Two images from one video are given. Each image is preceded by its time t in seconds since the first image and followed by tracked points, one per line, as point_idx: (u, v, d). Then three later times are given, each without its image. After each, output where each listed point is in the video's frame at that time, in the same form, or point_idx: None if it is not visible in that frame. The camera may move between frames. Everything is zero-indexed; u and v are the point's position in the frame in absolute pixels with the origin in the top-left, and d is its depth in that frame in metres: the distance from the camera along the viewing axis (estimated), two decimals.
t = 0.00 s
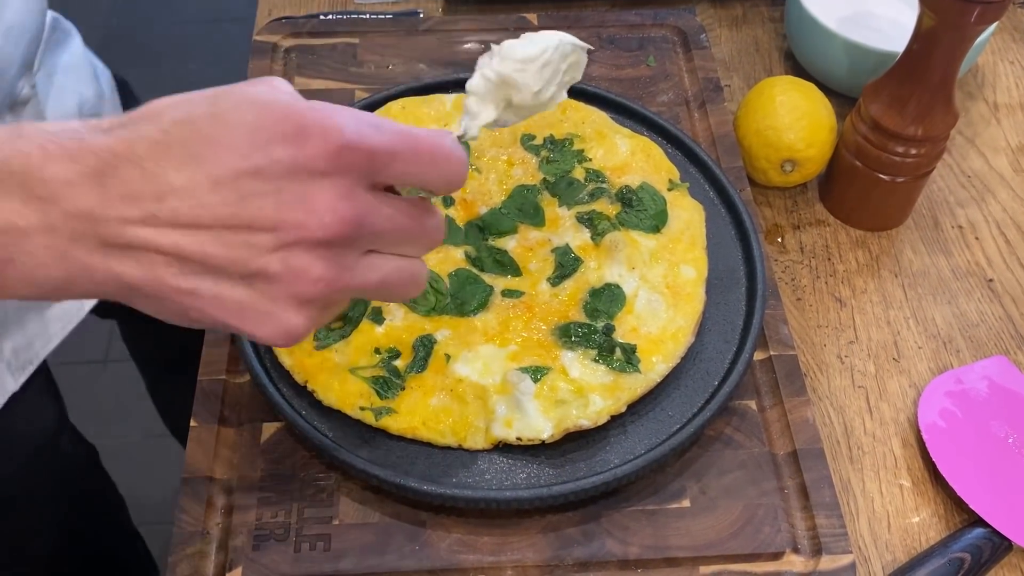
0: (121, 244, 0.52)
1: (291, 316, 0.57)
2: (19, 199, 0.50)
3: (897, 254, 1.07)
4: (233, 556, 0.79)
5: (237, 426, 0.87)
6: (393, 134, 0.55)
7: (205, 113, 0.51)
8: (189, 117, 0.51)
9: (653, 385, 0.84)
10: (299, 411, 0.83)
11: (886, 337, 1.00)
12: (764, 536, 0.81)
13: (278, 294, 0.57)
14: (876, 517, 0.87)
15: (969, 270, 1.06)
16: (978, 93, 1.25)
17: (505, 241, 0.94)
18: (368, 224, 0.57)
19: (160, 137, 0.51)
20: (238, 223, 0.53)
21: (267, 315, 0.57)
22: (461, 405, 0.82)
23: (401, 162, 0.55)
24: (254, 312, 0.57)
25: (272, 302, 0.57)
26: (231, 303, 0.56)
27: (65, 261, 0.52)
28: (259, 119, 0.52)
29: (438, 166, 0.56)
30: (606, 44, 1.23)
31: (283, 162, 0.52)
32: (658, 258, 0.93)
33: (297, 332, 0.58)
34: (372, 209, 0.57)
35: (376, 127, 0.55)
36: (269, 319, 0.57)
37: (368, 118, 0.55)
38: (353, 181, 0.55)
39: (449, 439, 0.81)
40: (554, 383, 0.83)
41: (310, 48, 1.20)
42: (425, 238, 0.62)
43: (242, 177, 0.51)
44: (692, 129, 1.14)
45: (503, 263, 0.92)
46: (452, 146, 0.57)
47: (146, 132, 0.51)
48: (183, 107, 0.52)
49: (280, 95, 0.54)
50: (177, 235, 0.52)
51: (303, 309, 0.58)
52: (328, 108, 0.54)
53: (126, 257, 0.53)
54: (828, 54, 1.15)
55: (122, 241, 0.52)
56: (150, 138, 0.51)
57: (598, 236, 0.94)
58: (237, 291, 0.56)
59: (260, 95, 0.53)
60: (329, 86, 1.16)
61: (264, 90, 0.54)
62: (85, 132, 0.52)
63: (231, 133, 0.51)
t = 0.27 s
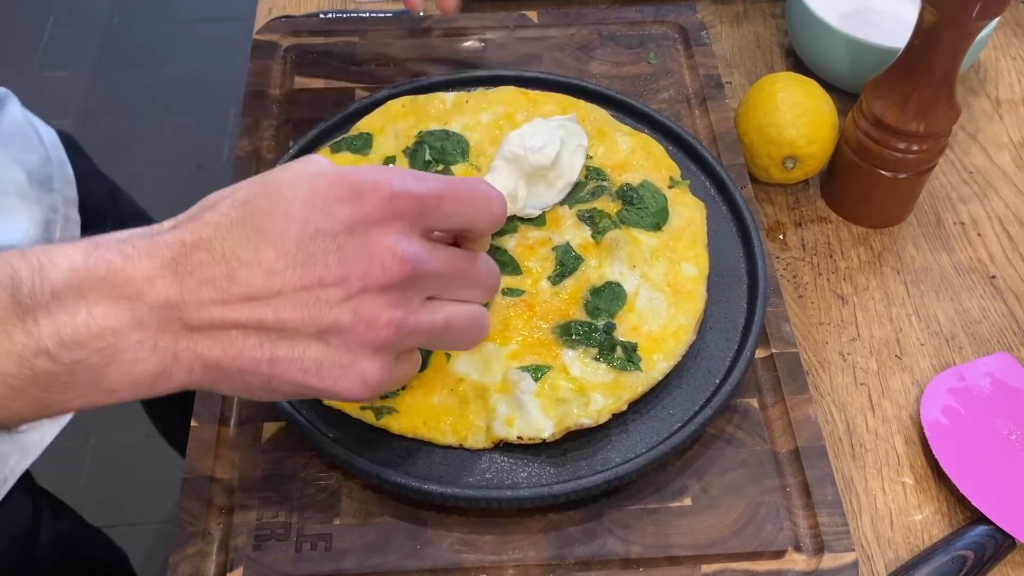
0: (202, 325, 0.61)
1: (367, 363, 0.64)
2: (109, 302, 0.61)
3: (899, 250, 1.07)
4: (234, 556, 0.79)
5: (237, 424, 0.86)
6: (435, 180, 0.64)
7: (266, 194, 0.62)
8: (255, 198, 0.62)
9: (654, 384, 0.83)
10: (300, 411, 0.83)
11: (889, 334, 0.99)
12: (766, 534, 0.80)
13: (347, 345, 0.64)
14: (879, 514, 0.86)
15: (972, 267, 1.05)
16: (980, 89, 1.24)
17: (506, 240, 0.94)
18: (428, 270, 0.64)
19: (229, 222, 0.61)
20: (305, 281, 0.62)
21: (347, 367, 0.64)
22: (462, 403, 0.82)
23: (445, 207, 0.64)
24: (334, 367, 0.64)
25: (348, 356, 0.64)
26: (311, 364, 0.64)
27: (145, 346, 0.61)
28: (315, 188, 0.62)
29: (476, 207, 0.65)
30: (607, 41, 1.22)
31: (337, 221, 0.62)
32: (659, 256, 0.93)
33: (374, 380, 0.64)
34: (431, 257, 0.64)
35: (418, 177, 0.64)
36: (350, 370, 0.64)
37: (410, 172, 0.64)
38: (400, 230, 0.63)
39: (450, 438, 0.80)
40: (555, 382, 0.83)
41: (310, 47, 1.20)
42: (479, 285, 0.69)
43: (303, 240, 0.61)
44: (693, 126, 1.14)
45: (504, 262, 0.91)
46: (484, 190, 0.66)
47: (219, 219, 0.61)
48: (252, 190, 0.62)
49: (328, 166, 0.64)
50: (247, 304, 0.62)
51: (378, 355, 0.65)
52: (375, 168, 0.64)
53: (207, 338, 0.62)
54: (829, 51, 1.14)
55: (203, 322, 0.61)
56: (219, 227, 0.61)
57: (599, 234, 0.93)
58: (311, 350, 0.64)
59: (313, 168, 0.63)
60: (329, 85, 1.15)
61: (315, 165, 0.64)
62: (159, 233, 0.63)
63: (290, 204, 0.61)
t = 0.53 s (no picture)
0: (176, 345, 0.60)
1: (349, 376, 0.61)
2: (80, 327, 0.60)
3: (903, 248, 1.07)
4: (238, 557, 0.79)
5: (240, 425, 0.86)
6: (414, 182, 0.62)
7: (243, 212, 0.62)
8: (232, 216, 0.62)
9: (658, 382, 0.83)
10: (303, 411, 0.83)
11: (893, 331, 0.99)
12: (770, 532, 0.80)
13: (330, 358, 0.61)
14: (884, 513, 0.86)
15: (976, 264, 1.05)
16: (984, 85, 1.24)
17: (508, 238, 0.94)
18: (411, 270, 0.61)
19: (202, 240, 0.61)
20: (277, 289, 0.60)
21: (327, 381, 0.61)
22: (465, 403, 0.82)
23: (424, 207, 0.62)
24: (313, 382, 0.61)
25: (328, 369, 0.61)
26: (290, 380, 0.61)
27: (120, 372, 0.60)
28: (289, 198, 0.62)
29: (457, 206, 0.62)
30: (609, 39, 1.22)
31: (309, 226, 0.61)
32: (662, 254, 0.92)
33: (359, 395, 0.61)
34: (414, 257, 0.62)
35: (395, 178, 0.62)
36: (329, 385, 0.61)
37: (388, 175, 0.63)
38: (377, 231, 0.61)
39: (453, 437, 0.80)
40: (558, 380, 0.83)
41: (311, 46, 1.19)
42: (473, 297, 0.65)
43: (274, 247, 0.61)
44: (696, 123, 1.13)
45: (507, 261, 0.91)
46: (468, 191, 0.63)
47: (194, 236, 0.62)
48: (233, 210, 0.63)
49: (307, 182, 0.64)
50: (222, 317, 0.60)
51: (362, 366, 0.61)
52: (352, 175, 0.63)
53: (182, 359, 0.60)
54: (832, 47, 1.14)
55: (177, 343, 0.60)
56: (192, 245, 0.61)
57: (602, 233, 0.93)
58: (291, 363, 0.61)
59: (291, 184, 0.63)
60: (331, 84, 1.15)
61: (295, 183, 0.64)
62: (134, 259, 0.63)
63: (263, 214, 0.61)
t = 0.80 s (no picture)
0: (128, 360, 0.52)
1: (318, 413, 0.54)
2: (20, 337, 0.51)
3: (907, 245, 1.06)
4: (241, 557, 0.78)
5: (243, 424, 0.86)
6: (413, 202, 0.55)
7: (218, 214, 0.55)
8: (206, 217, 0.55)
9: (661, 381, 0.83)
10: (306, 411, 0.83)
11: (898, 329, 0.98)
12: (775, 531, 0.80)
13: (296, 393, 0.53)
14: (889, 511, 0.86)
15: (981, 261, 1.04)
16: (988, 81, 1.24)
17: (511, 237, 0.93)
18: (399, 300, 0.54)
19: (170, 242, 0.54)
20: (246, 308, 0.53)
21: (291, 415, 0.54)
22: (469, 402, 0.82)
23: (422, 231, 0.55)
24: (278, 415, 0.54)
25: (293, 403, 0.54)
26: (252, 410, 0.53)
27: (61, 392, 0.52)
28: (271, 204, 0.54)
29: (458, 239, 0.56)
30: (611, 37, 1.22)
31: (290, 239, 0.53)
32: (666, 253, 0.92)
33: (326, 435, 0.54)
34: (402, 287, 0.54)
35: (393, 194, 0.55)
36: (293, 420, 0.54)
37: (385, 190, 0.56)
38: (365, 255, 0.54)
39: (457, 437, 0.80)
40: (562, 380, 0.83)
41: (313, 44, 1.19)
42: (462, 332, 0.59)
43: (249, 260, 0.53)
44: (699, 121, 1.13)
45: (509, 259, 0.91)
46: (471, 222, 0.57)
47: (161, 239, 0.54)
48: (209, 210, 0.56)
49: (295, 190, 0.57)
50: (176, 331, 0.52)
51: (332, 402, 0.54)
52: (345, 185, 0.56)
53: (134, 375, 0.53)
54: (835, 44, 1.13)
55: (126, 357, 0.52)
56: (160, 245, 0.54)
57: (605, 231, 0.93)
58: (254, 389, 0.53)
59: (277, 189, 0.56)
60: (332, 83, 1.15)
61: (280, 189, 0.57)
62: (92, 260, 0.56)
63: (240, 221, 0.54)
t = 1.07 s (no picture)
0: (125, 361, 0.53)
1: (304, 417, 0.54)
2: (20, 339, 0.54)
3: (910, 242, 1.06)
4: (244, 556, 0.78)
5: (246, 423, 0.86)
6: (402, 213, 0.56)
7: (213, 222, 0.56)
8: (201, 225, 0.56)
9: (664, 379, 0.83)
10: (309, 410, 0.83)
11: (901, 327, 0.98)
12: (778, 529, 0.80)
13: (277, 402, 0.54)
14: (892, 509, 0.86)
15: (984, 258, 1.04)
16: (991, 78, 1.23)
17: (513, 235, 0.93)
18: (388, 305, 0.55)
19: (167, 249, 0.55)
20: (237, 312, 0.54)
21: (280, 419, 0.54)
22: (472, 401, 0.82)
23: (411, 239, 0.56)
24: (265, 418, 0.54)
25: (281, 407, 0.54)
26: (240, 413, 0.54)
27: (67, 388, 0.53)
28: (265, 213, 0.56)
29: (446, 249, 0.57)
30: (613, 34, 1.22)
31: (281, 247, 0.54)
32: (669, 250, 0.92)
33: (312, 438, 0.55)
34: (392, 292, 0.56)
35: (384, 206, 0.57)
36: (282, 423, 0.54)
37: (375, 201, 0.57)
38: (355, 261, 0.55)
39: (459, 435, 0.80)
40: (565, 377, 0.82)
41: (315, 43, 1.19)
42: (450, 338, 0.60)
43: (241, 266, 0.54)
44: (702, 118, 1.13)
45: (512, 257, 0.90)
46: (457, 231, 0.58)
47: (156, 246, 0.55)
48: (205, 218, 0.57)
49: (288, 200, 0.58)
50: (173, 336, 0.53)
51: (319, 406, 0.55)
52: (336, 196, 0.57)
53: (131, 377, 0.54)
54: (837, 41, 1.13)
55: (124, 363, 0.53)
56: (156, 252, 0.55)
57: (608, 229, 0.93)
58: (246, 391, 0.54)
59: (271, 200, 0.58)
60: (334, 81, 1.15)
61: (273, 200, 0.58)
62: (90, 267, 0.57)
63: (234, 227, 0.55)
